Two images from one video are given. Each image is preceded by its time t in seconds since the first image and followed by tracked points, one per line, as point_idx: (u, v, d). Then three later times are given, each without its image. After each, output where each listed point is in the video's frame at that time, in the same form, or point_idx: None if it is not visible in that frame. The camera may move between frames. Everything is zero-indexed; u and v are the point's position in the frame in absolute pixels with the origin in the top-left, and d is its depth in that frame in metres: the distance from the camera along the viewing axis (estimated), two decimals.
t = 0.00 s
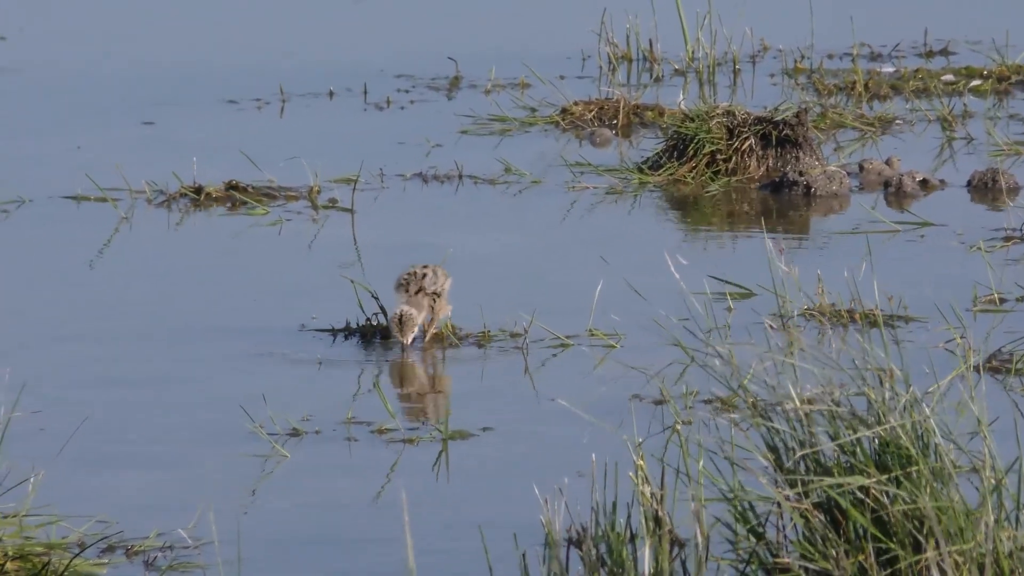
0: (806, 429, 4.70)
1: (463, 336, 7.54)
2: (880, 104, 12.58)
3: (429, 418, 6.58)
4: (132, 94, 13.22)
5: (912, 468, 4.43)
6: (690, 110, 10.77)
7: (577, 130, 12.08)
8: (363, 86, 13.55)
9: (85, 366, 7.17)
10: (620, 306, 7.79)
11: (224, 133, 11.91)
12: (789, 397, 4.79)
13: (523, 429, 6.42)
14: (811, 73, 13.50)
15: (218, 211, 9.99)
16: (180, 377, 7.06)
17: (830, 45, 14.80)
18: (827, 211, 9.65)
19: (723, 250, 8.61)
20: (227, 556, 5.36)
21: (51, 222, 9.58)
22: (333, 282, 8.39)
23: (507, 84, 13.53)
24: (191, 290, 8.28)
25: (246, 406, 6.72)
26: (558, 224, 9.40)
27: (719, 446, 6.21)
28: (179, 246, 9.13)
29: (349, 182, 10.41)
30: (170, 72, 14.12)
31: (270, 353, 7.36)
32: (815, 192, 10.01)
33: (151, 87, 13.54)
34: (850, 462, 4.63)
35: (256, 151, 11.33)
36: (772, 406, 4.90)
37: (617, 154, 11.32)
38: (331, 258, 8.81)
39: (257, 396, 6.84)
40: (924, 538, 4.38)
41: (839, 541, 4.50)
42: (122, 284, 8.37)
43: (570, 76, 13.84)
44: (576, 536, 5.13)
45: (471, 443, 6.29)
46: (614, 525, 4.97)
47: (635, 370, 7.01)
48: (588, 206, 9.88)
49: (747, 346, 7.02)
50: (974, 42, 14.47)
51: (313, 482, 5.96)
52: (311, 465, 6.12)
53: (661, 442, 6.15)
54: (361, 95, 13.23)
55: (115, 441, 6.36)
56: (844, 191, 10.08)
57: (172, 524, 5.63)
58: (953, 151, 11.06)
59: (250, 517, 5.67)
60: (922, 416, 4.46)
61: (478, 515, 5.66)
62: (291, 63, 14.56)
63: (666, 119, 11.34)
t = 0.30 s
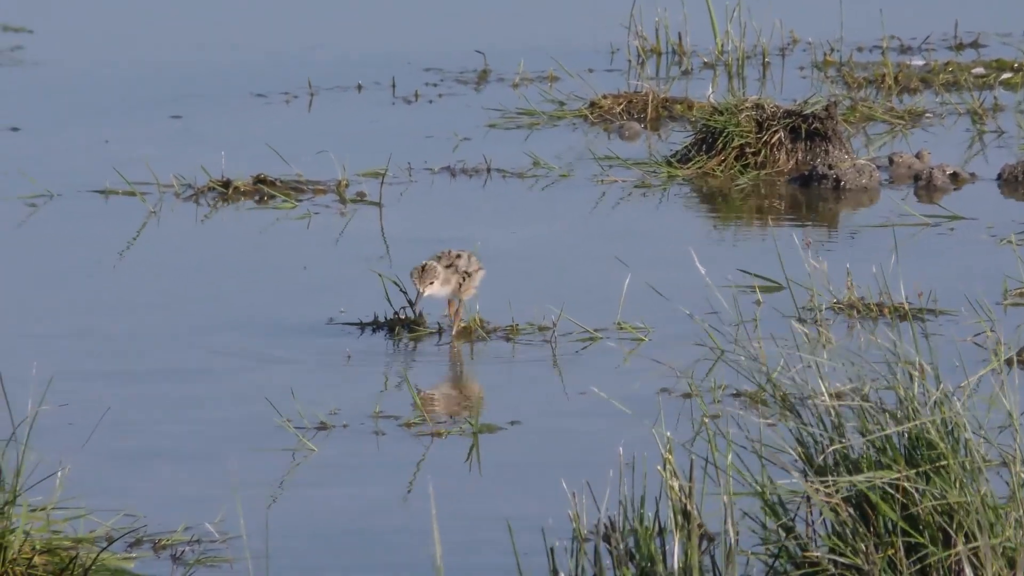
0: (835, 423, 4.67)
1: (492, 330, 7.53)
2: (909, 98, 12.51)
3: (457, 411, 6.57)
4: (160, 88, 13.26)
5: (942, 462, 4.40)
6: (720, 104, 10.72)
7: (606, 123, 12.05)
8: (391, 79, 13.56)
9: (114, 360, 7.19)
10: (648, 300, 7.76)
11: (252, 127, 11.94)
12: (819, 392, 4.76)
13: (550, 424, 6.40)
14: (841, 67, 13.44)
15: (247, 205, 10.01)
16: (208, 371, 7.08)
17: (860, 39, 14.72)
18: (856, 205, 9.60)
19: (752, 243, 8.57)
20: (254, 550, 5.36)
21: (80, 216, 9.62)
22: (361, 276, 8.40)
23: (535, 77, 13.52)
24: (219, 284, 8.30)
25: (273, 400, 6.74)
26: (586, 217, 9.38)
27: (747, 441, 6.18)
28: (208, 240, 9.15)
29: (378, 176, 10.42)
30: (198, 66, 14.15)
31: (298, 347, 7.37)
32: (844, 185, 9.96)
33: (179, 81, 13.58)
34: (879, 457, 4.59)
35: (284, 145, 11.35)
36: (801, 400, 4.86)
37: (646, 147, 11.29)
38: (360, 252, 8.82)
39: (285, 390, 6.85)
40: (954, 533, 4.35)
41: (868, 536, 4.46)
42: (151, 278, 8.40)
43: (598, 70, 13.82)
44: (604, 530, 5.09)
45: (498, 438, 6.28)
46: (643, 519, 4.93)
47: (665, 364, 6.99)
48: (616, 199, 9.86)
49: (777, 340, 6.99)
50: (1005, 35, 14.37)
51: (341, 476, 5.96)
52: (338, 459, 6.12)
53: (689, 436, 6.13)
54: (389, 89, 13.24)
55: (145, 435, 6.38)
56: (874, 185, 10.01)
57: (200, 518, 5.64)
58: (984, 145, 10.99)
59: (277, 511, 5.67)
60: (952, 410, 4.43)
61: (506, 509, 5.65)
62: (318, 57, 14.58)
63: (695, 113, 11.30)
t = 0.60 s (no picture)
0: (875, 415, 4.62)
1: (528, 321, 7.53)
2: (947, 89, 12.43)
3: (493, 403, 6.57)
4: (195, 81, 13.31)
5: (984, 454, 4.34)
6: (757, 95, 10.67)
7: (642, 114, 12.01)
8: (426, 71, 13.55)
9: (151, 351, 7.21)
10: (686, 291, 7.73)
11: (288, 119, 11.97)
12: (858, 383, 4.71)
13: (587, 415, 6.38)
14: (878, 58, 13.35)
15: (282, 196, 10.02)
16: (244, 362, 7.09)
17: (898, 30, 14.62)
18: (893, 197, 9.54)
19: (789, 235, 8.53)
20: (290, 541, 5.34)
21: (117, 207, 9.66)
22: (397, 267, 8.41)
23: (571, 68, 13.49)
24: (255, 274, 8.32)
25: (309, 391, 6.74)
26: (621, 209, 9.35)
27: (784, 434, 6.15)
28: (244, 230, 9.18)
29: (414, 167, 10.41)
30: (232, 59, 14.19)
31: (334, 338, 7.37)
32: (882, 177, 9.90)
33: (214, 74, 13.62)
34: (919, 449, 4.54)
35: (320, 136, 11.37)
36: (841, 392, 4.81)
37: (682, 139, 11.25)
38: (396, 243, 8.83)
39: (321, 381, 6.86)
40: (995, 525, 4.30)
41: (908, 527, 4.41)
42: (188, 269, 8.43)
43: (635, 61, 13.79)
44: (641, 523, 5.05)
45: (535, 430, 6.26)
46: (680, 512, 4.88)
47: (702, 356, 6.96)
48: (653, 190, 9.83)
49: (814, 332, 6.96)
50: None
51: (378, 467, 5.96)
52: (374, 451, 6.12)
53: (725, 428, 6.10)
54: (425, 80, 13.24)
55: (182, 426, 6.40)
56: (912, 176, 9.95)
57: (236, 509, 5.64)
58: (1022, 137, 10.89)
59: (314, 502, 5.67)
60: (994, 402, 4.37)
61: (542, 501, 5.63)
62: (352, 50, 14.59)
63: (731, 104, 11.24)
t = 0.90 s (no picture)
0: (911, 407, 4.56)
1: (562, 314, 7.50)
2: (984, 80, 12.35)
3: (526, 396, 6.55)
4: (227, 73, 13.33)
5: (1020, 446, 4.28)
6: (792, 86, 10.61)
7: (677, 106, 11.97)
8: (459, 62, 13.54)
9: (185, 343, 7.22)
10: (720, 283, 7.70)
11: (321, 111, 11.97)
12: (894, 375, 4.65)
13: (621, 408, 6.35)
14: (914, 49, 13.27)
15: (316, 188, 10.03)
16: (278, 355, 7.09)
17: (934, 20, 14.50)
18: (929, 188, 9.48)
19: (824, 227, 8.48)
20: (324, 535, 5.33)
21: (150, 199, 9.67)
22: (432, 259, 8.40)
23: (605, 60, 13.46)
24: (289, 266, 8.32)
25: (341, 385, 6.74)
26: (654, 201, 9.32)
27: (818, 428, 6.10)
28: (278, 223, 9.18)
29: (448, 159, 10.40)
30: (265, 50, 14.20)
31: (367, 331, 7.36)
32: (917, 169, 9.86)
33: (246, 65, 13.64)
34: (955, 441, 4.48)
35: (353, 128, 11.37)
36: (876, 385, 4.76)
37: (717, 131, 11.19)
38: (430, 235, 8.82)
39: (353, 374, 6.85)
40: None
41: (944, 521, 4.35)
42: (222, 261, 8.44)
43: (670, 52, 13.74)
44: (674, 516, 5.01)
45: (569, 423, 6.24)
46: (713, 505, 4.84)
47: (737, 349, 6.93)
48: (687, 182, 9.80)
49: (850, 325, 6.92)
50: None
51: (411, 461, 5.95)
52: (408, 444, 6.10)
53: (758, 421, 6.06)
54: (458, 72, 13.22)
55: (216, 419, 6.40)
56: (947, 167, 9.90)
57: (269, 503, 5.63)
58: None
59: (347, 496, 5.65)
60: None
61: (576, 495, 5.61)
62: (384, 41, 14.58)
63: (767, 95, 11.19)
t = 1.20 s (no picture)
0: (933, 403, 4.50)
1: (583, 310, 7.47)
2: (1007, 75, 12.29)
3: (547, 393, 6.53)
4: (247, 67, 13.32)
5: None
6: (814, 80, 10.57)
7: (698, 101, 11.93)
8: (480, 57, 13.51)
9: (206, 338, 7.21)
10: (742, 278, 7.68)
11: (341, 105, 11.96)
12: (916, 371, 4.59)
13: (643, 404, 6.32)
14: (937, 43, 13.20)
15: (336, 182, 10.02)
16: (299, 350, 7.07)
17: (958, 15, 14.43)
18: (951, 183, 9.42)
19: (846, 222, 8.44)
20: (344, 531, 5.30)
21: (171, 194, 9.67)
22: (453, 254, 8.39)
23: (627, 54, 13.43)
24: (310, 261, 8.31)
25: (361, 380, 6.71)
26: (675, 196, 9.28)
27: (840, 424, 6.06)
28: (299, 217, 9.17)
29: (469, 154, 10.37)
30: (284, 45, 14.20)
31: (387, 326, 7.34)
32: (940, 164, 9.81)
33: (267, 59, 13.63)
34: (978, 437, 4.43)
35: (374, 122, 11.35)
36: (899, 380, 4.70)
37: (740, 126, 11.14)
38: (451, 230, 8.80)
39: (374, 369, 6.82)
40: None
41: (966, 517, 4.28)
42: (243, 255, 8.43)
43: (692, 47, 13.69)
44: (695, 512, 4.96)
45: (590, 419, 6.20)
46: (734, 500, 4.79)
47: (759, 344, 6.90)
48: (710, 176, 9.78)
49: (874, 320, 6.88)
50: None
51: (432, 456, 5.92)
52: (428, 439, 6.08)
53: (780, 418, 6.01)
54: (479, 66, 13.20)
55: (236, 414, 6.38)
56: (970, 162, 9.83)
57: (289, 498, 5.61)
58: None
59: (367, 491, 5.63)
60: None
61: (598, 490, 5.58)
62: (403, 35, 14.56)
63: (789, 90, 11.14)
